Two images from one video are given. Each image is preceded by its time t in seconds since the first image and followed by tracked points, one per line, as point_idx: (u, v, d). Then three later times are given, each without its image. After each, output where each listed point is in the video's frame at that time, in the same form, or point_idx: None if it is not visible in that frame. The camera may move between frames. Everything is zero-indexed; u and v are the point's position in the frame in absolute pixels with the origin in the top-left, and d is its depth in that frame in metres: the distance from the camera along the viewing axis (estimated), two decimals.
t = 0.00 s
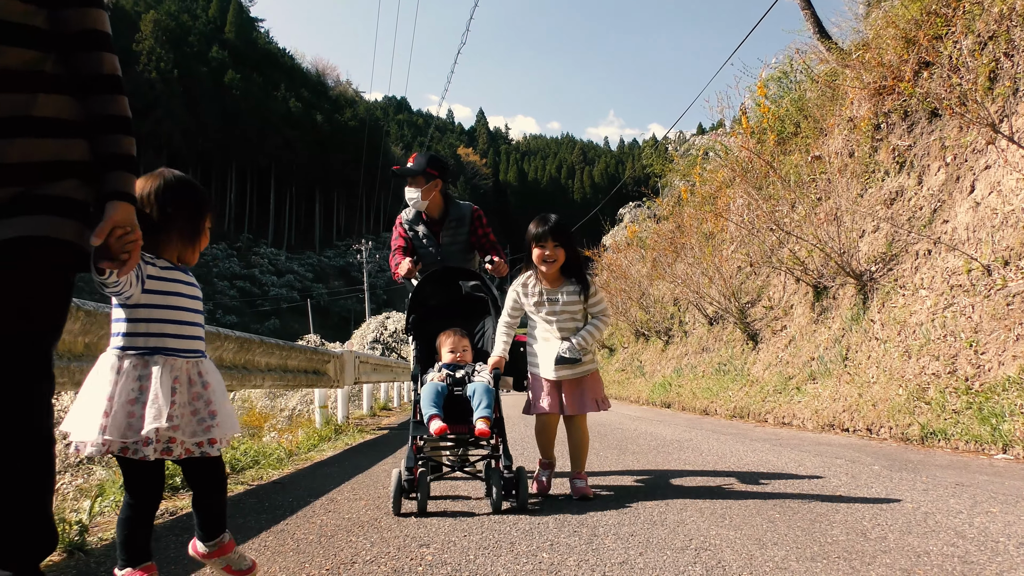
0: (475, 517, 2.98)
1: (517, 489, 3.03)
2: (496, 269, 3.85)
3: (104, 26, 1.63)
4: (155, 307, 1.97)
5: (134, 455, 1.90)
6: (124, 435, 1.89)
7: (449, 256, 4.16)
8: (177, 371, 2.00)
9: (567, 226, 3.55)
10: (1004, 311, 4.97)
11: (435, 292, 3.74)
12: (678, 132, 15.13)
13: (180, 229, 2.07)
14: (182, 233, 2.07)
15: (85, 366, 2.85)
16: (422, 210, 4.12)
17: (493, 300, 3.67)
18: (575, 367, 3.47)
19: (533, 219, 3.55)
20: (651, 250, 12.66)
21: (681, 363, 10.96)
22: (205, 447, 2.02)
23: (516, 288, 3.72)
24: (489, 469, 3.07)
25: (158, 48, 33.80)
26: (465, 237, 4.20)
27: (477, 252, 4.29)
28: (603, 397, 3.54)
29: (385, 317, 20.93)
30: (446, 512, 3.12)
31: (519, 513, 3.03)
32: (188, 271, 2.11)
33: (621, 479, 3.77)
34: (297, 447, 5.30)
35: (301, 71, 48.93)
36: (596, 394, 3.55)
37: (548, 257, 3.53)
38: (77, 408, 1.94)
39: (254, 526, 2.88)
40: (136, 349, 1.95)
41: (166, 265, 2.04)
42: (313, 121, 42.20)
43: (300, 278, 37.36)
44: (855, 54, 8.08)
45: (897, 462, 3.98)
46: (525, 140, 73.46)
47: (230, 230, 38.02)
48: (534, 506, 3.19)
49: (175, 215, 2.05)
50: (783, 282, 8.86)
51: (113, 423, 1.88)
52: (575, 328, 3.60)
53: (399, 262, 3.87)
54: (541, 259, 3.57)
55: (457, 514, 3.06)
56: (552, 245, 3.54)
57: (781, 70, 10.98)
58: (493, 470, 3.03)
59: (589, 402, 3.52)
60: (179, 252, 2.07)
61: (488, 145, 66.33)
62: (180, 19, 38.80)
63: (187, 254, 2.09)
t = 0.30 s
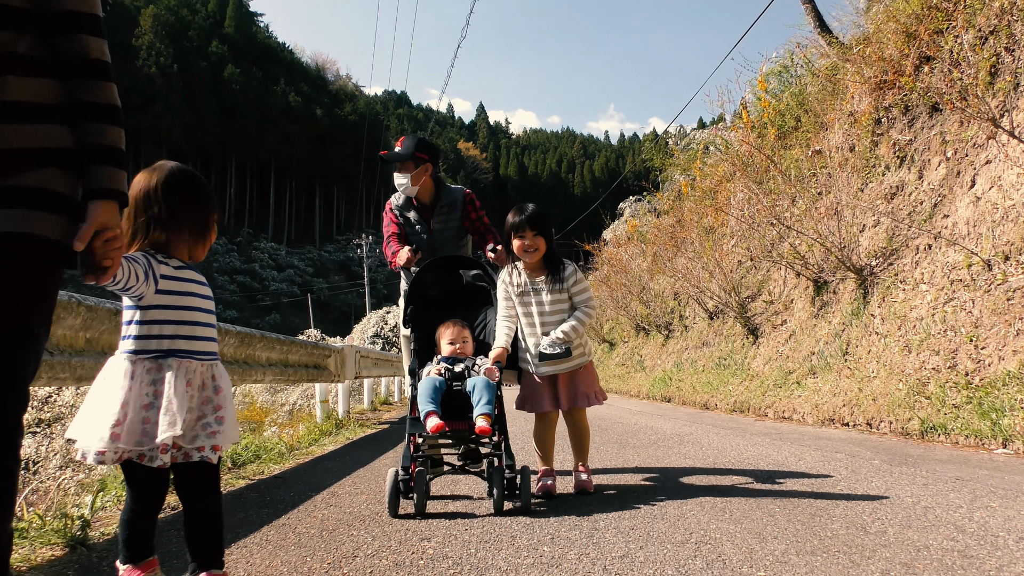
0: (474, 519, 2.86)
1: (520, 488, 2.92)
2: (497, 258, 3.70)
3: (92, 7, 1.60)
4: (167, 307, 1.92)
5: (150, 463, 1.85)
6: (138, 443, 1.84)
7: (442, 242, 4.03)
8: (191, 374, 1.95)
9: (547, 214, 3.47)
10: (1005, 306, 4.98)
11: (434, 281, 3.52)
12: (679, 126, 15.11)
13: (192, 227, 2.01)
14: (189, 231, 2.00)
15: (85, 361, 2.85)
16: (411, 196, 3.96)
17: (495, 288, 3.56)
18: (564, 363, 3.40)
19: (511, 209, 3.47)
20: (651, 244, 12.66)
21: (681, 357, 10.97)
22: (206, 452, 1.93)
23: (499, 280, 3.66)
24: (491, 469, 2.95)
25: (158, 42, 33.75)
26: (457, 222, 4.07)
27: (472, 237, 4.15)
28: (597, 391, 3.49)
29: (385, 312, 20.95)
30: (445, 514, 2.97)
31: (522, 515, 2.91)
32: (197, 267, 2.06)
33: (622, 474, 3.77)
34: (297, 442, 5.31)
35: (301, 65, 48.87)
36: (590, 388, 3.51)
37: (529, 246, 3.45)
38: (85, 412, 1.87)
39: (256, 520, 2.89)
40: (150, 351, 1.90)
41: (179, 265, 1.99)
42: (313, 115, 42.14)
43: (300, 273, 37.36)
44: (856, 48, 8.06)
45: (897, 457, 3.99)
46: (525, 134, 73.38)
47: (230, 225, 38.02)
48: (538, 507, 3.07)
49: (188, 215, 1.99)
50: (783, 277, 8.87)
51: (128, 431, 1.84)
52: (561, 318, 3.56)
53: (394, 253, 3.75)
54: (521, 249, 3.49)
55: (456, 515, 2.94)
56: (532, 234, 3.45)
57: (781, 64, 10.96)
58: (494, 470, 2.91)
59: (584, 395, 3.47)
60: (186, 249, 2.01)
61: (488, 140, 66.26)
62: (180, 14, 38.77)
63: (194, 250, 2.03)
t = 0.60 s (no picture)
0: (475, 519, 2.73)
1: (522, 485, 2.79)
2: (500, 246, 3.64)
3: None
4: (184, 287, 1.89)
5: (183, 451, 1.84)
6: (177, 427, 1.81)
7: (448, 230, 4.01)
8: (216, 358, 1.93)
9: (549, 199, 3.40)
10: (1006, 296, 4.98)
11: (437, 268, 3.46)
12: (680, 117, 15.07)
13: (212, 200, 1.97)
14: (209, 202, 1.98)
15: (88, 353, 2.86)
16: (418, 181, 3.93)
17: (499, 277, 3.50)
18: (570, 351, 3.36)
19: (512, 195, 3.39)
20: (652, 235, 12.65)
21: (682, 348, 10.98)
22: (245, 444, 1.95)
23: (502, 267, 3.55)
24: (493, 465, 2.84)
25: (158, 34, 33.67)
26: (464, 208, 4.06)
27: (476, 225, 4.15)
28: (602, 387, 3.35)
29: (386, 303, 20.97)
30: (444, 512, 2.86)
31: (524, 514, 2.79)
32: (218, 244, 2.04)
33: (624, 466, 3.79)
34: (300, 433, 5.32)
35: (301, 57, 48.74)
36: (594, 379, 3.39)
37: (530, 233, 3.38)
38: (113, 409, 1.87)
39: (258, 510, 2.90)
40: (170, 334, 1.86)
41: (199, 242, 1.95)
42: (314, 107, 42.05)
43: (301, 264, 37.37)
44: (857, 38, 8.04)
45: (898, 447, 4.00)
46: (526, 125, 73.24)
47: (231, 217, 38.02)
48: (544, 506, 2.94)
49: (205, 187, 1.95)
50: (785, 268, 8.85)
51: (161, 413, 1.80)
52: (567, 307, 3.45)
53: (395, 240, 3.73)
54: (523, 237, 3.42)
55: (455, 514, 2.82)
56: (534, 221, 3.38)
57: (783, 55, 10.92)
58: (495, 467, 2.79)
59: (587, 387, 3.35)
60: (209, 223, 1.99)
61: (489, 131, 66.13)
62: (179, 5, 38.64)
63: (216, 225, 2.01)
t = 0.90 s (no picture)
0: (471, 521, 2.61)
1: (522, 485, 2.70)
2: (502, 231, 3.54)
3: None
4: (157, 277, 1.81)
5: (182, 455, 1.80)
6: (179, 432, 1.77)
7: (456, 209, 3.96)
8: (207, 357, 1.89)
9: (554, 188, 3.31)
10: (1007, 290, 4.98)
11: (436, 255, 3.41)
12: (681, 111, 15.04)
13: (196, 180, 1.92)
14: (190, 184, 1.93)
15: (88, 347, 2.86)
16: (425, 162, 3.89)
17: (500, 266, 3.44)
18: (587, 344, 3.25)
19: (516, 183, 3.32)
20: (652, 229, 12.63)
21: (683, 342, 10.97)
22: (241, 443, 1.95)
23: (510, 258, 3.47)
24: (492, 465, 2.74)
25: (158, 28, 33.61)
26: (474, 188, 4.00)
27: (486, 206, 4.08)
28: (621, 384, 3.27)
29: (387, 297, 20.98)
30: (441, 514, 2.75)
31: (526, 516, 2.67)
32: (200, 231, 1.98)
33: (624, 460, 3.79)
34: (300, 427, 5.33)
35: (301, 51, 48.67)
36: (614, 374, 3.31)
37: (535, 223, 3.30)
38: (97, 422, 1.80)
39: (259, 504, 2.91)
40: (154, 335, 1.80)
41: (179, 226, 1.89)
42: (314, 101, 41.98)
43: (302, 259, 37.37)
44: (858, 31, 8.01)
45: (898, 440, 4.00)
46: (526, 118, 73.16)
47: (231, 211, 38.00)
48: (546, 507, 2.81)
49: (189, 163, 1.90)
50: (785, 262, 8.84)
51: (159, 421, 1.76)
52: (582, 297, 3.36)
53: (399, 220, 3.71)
54: (528, 228, 3.34)
55: (451, 517, 2.68)
56: (537, 210, 3.30)
57: (784, 48, 10.89)
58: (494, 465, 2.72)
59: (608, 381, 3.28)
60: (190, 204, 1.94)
61: (490, 125, 66.05)
62: None
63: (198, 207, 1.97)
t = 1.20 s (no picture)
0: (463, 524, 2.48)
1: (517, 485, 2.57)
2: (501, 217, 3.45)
3: None
4: (105, 251, 1.54)
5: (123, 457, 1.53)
6: (101, 437, 1.50)
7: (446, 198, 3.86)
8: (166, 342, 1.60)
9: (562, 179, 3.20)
10: (1004, 282, 4.98)
11: (429, 244, 3.33)
12: (680, 104, 15.01)
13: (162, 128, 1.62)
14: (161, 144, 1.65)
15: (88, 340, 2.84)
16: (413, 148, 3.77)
17: (496, 254, 3.31)
18: (585, 345, 3.21)
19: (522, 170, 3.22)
20: (651, 223, 12.63)
21: (681, 335, 10.97)
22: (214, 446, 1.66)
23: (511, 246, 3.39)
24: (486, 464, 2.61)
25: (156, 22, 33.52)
26: (462, 176, 3.91)
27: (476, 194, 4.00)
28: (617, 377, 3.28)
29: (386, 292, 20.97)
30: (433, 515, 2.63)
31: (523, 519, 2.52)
32: (170, 194, 1.68)
33: (625, 453, 3.79)
34: (299, 421, 5.33)
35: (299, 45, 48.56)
36: (608, 373, 3.30)
37: (539, 214, 3.21)
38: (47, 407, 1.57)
39: (258, 497, 2.91)
40: (102, 312, 1.53)
41: (138, 186, 1.61)
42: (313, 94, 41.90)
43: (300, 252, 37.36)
44: (856, 23, 7.99)
45: (896, 433, 4.01)
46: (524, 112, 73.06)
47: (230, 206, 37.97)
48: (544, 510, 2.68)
49: (154, 106, 1.60)
50: (784, 255, 8.84)
51: (85, 421, 1.50)
52: (582, 296, 3.30)
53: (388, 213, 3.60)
54: (530, 218, 3.24)
55: (442, 519, 2.55)
56: (542, 201, 3.21)
57: (783, 41, 10.87)
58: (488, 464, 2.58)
59: (602, 381, 3.27)
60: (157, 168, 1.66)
61: (489, 119, 65.95)
62: None
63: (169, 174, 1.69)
